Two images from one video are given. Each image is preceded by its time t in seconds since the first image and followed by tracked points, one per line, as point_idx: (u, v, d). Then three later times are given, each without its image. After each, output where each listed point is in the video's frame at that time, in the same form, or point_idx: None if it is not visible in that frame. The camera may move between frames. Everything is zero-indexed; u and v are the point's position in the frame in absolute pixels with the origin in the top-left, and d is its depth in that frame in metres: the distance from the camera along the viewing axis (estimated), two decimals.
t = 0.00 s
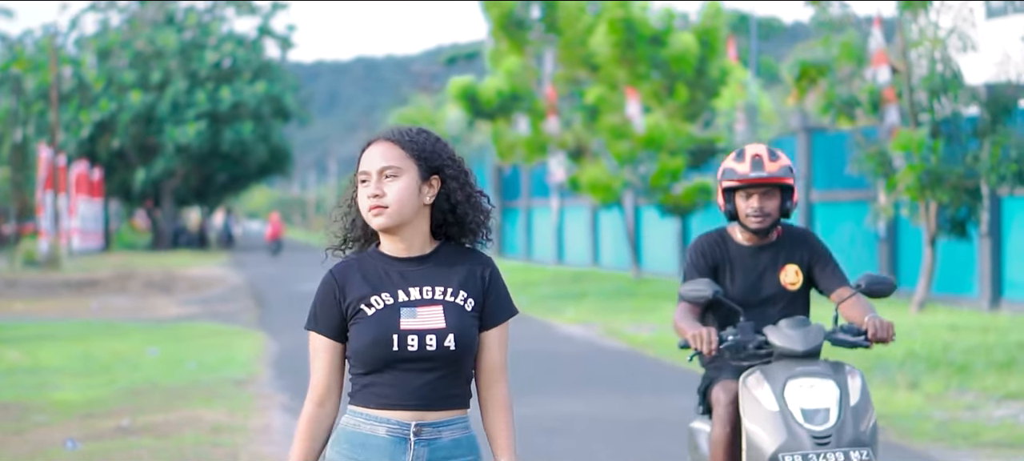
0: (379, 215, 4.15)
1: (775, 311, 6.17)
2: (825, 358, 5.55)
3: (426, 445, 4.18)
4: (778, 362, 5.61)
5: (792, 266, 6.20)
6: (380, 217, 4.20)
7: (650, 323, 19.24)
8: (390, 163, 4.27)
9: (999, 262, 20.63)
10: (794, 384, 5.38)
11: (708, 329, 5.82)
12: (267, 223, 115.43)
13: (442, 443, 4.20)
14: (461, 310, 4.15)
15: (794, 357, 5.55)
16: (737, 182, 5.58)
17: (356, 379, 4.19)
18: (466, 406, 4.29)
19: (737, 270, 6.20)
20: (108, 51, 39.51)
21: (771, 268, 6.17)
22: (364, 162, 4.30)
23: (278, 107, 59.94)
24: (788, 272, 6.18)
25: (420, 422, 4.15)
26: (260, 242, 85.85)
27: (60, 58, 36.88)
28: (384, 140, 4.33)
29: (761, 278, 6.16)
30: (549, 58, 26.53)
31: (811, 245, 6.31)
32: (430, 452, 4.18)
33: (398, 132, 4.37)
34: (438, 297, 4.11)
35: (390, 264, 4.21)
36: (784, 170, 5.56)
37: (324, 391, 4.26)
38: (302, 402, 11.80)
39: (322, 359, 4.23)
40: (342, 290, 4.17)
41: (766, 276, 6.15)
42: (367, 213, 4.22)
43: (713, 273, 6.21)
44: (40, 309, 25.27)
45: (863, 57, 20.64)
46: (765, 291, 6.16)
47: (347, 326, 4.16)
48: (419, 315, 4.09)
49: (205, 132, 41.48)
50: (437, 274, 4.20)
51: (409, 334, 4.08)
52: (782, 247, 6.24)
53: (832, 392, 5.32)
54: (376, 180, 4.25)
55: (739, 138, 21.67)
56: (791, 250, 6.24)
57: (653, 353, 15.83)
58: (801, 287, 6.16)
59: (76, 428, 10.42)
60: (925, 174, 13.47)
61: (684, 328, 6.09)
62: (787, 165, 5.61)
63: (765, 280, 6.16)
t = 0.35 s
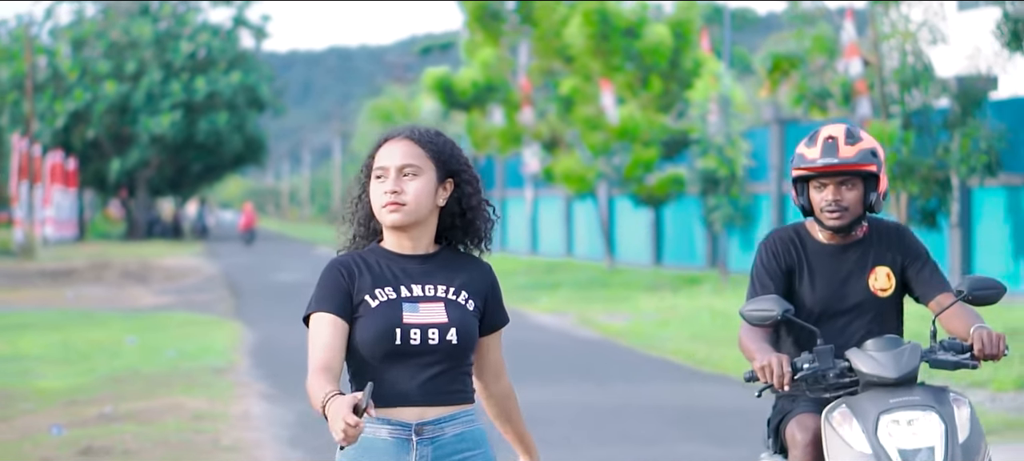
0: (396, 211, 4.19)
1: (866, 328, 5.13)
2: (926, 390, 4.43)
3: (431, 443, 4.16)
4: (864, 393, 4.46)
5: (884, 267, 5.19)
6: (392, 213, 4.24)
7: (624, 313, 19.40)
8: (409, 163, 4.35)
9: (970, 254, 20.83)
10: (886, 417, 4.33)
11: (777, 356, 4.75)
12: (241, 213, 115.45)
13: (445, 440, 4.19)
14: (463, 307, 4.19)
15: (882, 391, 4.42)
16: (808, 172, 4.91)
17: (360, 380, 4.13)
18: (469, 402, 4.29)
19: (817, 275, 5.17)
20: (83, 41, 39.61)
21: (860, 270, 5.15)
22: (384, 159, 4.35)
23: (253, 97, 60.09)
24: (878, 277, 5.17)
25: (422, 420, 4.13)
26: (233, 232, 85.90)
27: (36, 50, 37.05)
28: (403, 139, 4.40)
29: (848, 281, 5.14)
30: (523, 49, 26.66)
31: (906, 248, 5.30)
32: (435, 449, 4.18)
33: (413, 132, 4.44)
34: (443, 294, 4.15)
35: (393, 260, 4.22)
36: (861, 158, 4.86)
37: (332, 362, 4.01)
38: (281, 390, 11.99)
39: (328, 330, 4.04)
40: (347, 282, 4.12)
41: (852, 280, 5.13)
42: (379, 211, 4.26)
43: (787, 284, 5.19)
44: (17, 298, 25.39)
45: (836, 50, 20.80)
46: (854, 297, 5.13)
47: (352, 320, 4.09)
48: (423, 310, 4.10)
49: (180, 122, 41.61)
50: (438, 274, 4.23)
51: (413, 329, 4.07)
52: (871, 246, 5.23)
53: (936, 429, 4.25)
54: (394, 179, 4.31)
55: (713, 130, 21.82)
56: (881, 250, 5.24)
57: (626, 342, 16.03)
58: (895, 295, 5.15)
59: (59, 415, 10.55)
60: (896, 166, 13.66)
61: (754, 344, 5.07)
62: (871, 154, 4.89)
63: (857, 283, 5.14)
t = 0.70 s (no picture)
0: (373, 203, 4.36)
1: (905, 350, 4.69)
2: (973, 433, 4.10)
3: (403, 433, 4.36)
4: (902, 438, 4.13)
5: (925, 278, 4.74)
6: (373, 202, 4.42)
7: (553, 307, 19.68)
8: (397, 156, 4.54)
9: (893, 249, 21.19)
10: None
11: (792, 395, 4.41)
12: (168, 206, 115.44)
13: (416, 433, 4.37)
14: (426, 302, 4.32)
15: (920, 435, 4.09)
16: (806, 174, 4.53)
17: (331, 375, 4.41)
18: (438, 396, 4.47)
19: (849, 291, 4.73)
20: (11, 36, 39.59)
21: (897, 284, 4.70)
22: (370, 148, 4.54)
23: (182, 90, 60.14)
24: (917, 288, 4.72)
25: (392, 416, 4.33)
26: (161, 225, 85.90)
27: None
28: (390, 130, 4.58)
29: (882, 297, 4.70)
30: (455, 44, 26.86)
31: (954, 252, 4.83)
32: (406, 444, 4.37)
33: (400, 126, 4.63)
34: (402, 291, 4.30)
35: (361, 254, 4.43)
36: (862, 153, 4.43)
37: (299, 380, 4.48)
38: (217, 382, 12.19)
39: (298, 347, 4.47)
40: (312, 287, 4.41)
41: (887, 297, 4.70)
42: (362, 197, 4.44)
43: (816, 301, 4.76)
44: None
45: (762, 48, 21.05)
46: (888, 315, 4.69)
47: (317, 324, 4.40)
48: (381, 308, 4.29)
49: (108, 115, 41.65)
50: (405, 266, 4.38)
51: (369, 328, 4.28)
52: (911, 256, 4.78)
53: None
54: (380, 168, 4.50)
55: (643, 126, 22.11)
56: (919, 260, 4.79)
57: (556, 335, 16.29)
58: (935, 310, 4.70)
59: None
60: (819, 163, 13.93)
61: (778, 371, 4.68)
62: (880, 150, 4.47)
63: (891, 300, 4.70)
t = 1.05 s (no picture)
0: (338, 200, 4.19)
1: (898, 365, 3.83)
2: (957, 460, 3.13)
3: (358, 441, 4.20)
4: None
5: (918, 274, 3.87)
6: (340, 201, 4.26)
7: (469, 296, 19.80)
8: (351, 151, 4.38)
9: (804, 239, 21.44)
10: None
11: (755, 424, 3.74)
12: (80, 195, 115.45)
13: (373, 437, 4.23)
14: (384, 301, 4.21)
15: None
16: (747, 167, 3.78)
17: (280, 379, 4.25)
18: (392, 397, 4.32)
19: (829, 298, 3.91)
20: None
21: (881, 283, 3.86)
22: (322, 144, 4.38)
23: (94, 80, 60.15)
24: (908, 288, 3.85)
25: (348, 419, 4.17)
26: (73, 215, 85.91)
27: None
28: (337, 126, 4.44)
29: (869, 301, 3.86)
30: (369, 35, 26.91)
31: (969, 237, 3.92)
32: (360, 450, 4.21)
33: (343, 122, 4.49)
34: (363, 290, 4.18)
35: (307, 253, 4.27)
36: (781, 133, 3.64)
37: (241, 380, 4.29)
38: (139, 370, 12.27)
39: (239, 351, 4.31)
40: (259, 289, 4.24)
41: (874, 298, 3.85)
42: (323, 196, 4.27)
43: (794, 310, 3.96)
44: None
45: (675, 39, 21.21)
46: (877, 318, 3.84)
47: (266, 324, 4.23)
48: (341, 308, 4.16)
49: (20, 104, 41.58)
50: (359, 265, 4.25)
51: (331, 329, 4.14)
52: (906, 249, 3.91)
53: None
54: (339, 163, 4.35)
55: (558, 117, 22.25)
56: (920, 250, 3.90)
57: (472, 325, 16.41)
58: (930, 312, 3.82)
59: None
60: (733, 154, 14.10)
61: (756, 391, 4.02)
62: (802, 133, 3.62)
63: (880, 301, 3.85)
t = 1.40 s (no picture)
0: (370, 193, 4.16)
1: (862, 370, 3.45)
2: None
3: (362, 424, 4.23)
4: None
5: (884, 261, 3.46)
6: (365, 196, 4.23)
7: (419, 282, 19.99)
8: (371, 143, 4.30)
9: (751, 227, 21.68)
10: None
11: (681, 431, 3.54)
12: (26, 182, 115.41)
13: (375, 423, 4.26)
14: (390, 287, 4.29)
15: None
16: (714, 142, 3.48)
17: (285, 356, 4.18)
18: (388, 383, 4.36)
19: (792, 291, 3.56)
20: None
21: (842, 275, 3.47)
22: (341, 133, 4.28)
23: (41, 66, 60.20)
24: (871, 278, 3.45)
25: (355, 404, 4.20)
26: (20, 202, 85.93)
27: None
28: (357, 115, 4.35)
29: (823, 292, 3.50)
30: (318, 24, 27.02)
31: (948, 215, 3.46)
32: (366, 437, 4.26)
33: (358, 110, 4.40)
34: (370, 274, 4.24)
35: (318, 237, 4.26)
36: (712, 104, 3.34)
37: (246, 355, 4.04)
38: (97, 356, 12.43)
39: (248, 318, 4.07)
40: (271, 265, 4.15)
41: (834, 291, 3.47)
42: (347, 189, 4.22)
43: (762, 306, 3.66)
44: None
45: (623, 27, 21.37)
46: (834, 319, 3.46)
47: (275, 304, 4.13)
48: (354, 291, 4.19)
49: None
50: (364, 252, 4.30)
51: (349, 312, 4.15)
52: (876, 229, 3.49)
53: None
54: (362, 156, 4.27)
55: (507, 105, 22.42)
56: (893, 232, 3.47)
57: (423, 311, 16.61)
58: (893, 310, 3.43)
59: None
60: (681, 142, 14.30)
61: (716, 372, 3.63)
62: (735, 102, 3.31)
63: (839, 297, 3.47)
